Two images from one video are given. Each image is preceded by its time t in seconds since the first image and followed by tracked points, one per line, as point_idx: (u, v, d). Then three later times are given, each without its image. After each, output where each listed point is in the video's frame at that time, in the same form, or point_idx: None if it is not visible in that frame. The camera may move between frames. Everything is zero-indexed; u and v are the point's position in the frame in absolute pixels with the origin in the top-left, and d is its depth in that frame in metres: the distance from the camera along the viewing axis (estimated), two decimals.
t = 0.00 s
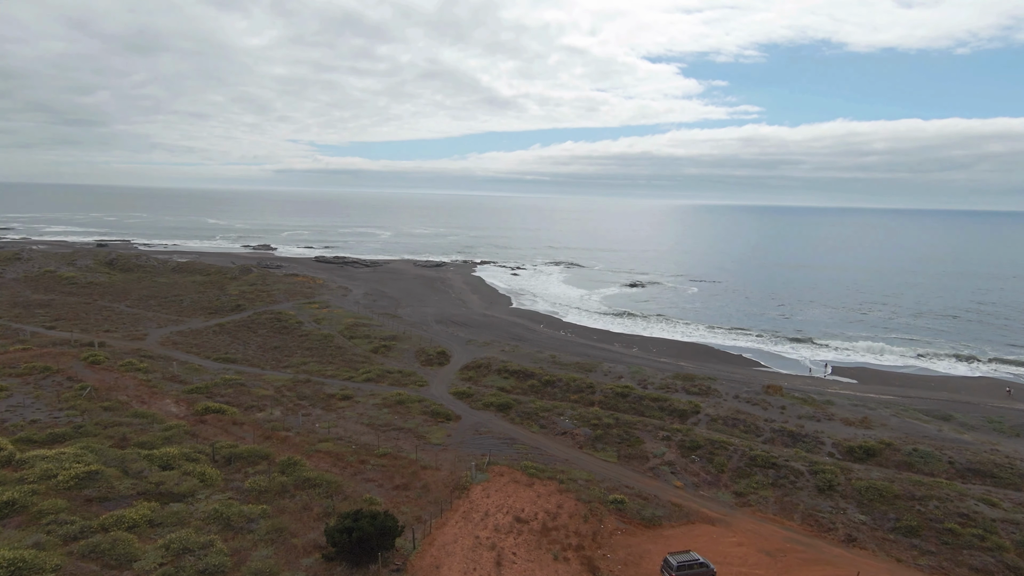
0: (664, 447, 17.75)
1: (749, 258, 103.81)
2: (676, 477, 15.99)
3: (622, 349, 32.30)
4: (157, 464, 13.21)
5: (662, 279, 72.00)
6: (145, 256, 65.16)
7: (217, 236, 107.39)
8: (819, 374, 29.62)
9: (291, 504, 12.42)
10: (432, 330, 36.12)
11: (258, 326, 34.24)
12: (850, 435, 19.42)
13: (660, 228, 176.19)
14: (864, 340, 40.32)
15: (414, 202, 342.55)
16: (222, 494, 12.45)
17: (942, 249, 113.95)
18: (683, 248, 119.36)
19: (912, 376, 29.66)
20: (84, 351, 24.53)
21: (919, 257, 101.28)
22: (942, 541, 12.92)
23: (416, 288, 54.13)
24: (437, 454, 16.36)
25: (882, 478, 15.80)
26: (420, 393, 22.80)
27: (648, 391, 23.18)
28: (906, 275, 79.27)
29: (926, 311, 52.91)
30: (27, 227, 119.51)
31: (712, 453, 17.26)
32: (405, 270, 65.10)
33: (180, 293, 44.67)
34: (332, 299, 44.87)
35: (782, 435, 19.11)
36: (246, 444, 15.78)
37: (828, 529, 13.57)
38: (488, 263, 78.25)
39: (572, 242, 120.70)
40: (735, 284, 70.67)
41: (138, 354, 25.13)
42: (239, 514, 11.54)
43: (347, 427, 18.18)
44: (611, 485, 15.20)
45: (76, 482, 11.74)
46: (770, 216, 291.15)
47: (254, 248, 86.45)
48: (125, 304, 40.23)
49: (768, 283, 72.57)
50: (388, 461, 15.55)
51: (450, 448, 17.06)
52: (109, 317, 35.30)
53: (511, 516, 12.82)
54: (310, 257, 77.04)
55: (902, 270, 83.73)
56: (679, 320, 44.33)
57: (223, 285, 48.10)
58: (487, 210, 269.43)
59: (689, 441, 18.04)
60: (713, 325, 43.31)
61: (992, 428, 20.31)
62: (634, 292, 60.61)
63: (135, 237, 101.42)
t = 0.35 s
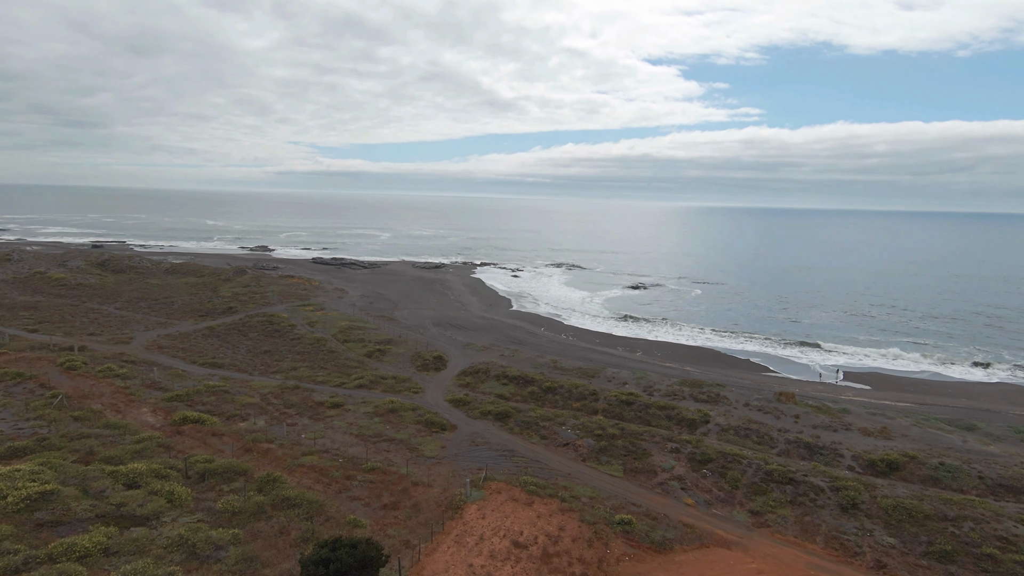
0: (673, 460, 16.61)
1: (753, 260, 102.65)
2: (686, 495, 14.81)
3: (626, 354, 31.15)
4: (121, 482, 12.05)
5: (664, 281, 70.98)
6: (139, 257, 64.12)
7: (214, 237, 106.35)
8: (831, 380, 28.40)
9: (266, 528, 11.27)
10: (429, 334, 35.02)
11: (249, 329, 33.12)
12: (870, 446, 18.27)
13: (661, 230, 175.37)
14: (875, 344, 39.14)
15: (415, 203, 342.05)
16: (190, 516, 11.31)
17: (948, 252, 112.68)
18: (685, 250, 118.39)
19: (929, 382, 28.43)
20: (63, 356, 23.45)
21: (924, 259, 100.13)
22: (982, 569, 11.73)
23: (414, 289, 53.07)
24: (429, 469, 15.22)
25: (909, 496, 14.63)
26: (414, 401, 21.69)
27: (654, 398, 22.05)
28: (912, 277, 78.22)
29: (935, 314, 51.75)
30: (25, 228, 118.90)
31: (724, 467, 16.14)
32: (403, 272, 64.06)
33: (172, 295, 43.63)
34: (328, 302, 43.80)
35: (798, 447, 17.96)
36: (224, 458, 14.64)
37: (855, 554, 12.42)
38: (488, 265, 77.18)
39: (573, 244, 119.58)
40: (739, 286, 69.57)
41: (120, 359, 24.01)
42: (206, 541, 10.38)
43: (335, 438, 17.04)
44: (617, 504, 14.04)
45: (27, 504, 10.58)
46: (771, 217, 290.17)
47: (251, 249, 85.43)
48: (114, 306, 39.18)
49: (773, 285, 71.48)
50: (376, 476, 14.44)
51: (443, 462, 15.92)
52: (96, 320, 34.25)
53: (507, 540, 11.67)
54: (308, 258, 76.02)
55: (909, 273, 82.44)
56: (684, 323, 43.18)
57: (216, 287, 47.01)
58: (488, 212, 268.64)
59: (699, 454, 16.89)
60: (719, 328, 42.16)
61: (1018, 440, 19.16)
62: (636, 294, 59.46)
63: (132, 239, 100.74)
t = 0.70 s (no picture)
0: (684, 474, 15.47)
1: (755, 262, 101.59)
2: (699, 514, 13.66)
3: (629, 358, 30.01)
4: (79, 504, 10.90)
5: (665, 283, 69.89)
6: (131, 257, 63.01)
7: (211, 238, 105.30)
8: (843, 386, 27.20)
9: (236, 556, 10.12)
10: (426, 337, 33.88)
11: (239, 331, 31.98)
12: (892, 458, 17.13)
13: (661, 231, 174.49)
14: (884, 348, 38.00)
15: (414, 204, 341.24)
16: (152, 543, 10.14)
17: (952, 254, 111.49)
18: (686, 252, 117.47)
19: (946, 388, 27.26)
20: (39, 360, 22.30)
21: (928, 261, 99.11)
22: None
23: (411, 291, 51.95)
24: (421, 485, 14.07)
25: (940, 515, 13.49)
26: (407, 409, 20.55)
27: (660, 406, 20.92)
28: (916, 279, 77.17)
29: (944, 317, 50.61)
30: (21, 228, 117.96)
31: (738, 482, 15.00)
32: (401, 273, 63.02)
33: (162, 296, 42.52)
34: (322, 303, 42.69)
35: (815, 460, 16.82)
36: (197, 473, 13.49)
37: None
38: (488, 266, 76.03)
39: (574, 245, 118.40)
40: (742, 288, 68.47)
41: (98, 363, 22.86)
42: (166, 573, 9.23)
43: (320, 450, 15.90)
44: (624, 524, 12.88)
45: None
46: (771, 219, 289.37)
47: (247, 249, 84.34)
48: (101, 307, 38.02)
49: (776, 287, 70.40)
50: (362, 494, 13.30)
51: (436, 476, 14.78)
52: (80, 322, 33.12)
53: (504, 569, 10.53)
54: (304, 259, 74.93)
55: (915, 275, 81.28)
56: (687, 326, 42.07)
57: (208, 288, 45.90)
58: (488, 213, 267.86)
59: (711, 468, 15.73)
60: (723, 331, 41.04)
61: None
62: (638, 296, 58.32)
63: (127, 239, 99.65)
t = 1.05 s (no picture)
0: (695, 490, 14.32)
1: (757, 263, 100.56)
2: (713, 535, 12.51)
3: (632, 361, 28.85)
4: (24, 530, 9.74)
5: (667, 284, 68.79)
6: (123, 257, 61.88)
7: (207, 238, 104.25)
8: (855, 391, 26.05)
9: None
10: (422, 339, 32.72)
11: (227, 334, 30.83)
12: (917, 472, 15.99)
13: (662, 232, 173.54)
14: (894, 351, 36.87)
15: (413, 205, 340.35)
16: None
17: (955, 255, 110.50)
18: (687, 253, 116.52)
19: (963, 393, 26.13)
20: (11, 364, 21.15)
21: (931, 262, 98.16)
22: None
23: (408, 291, 50.85)
24: (410, 503, 12.92)
25: (977, 537, 12.34)
26: (399, 417, 19.40)
27: (667, 414, 19.77)
28: (921, 280, 76.15)
29: (953, 319, 49.46)
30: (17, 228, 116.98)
31: (755, 499, 13.86)
32: (398, 273, 61.92)
33: (152, 297, 41.39)
34: (316, 304, 41.54)
35: (835, 473, 15.68)
36: (165, 491, 12.33)
37: None
38: (487, 267, 74.84)
39: (574, 246, 117.19)
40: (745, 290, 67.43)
41: (74, 368, 21.70)
42: None
43: (303, 464, 14.75)
44: (632, 548, 11.73)
45: None
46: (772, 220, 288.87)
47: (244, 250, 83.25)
48: (87, 309, 36.82)
49: (779, 288, 69.31)
50: (345, 513, 12.15)
51: (427, 493, 13.63)
52: (63, 324, 31.92)
53: None
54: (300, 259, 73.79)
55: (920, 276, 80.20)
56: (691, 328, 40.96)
57: (199, 288, 44.77)
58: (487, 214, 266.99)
59: (724, 483, 14.57)
60: (728, 334, 39.92)
61: None
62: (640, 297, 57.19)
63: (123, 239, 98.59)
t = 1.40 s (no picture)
0: (708, 511, 13.17)
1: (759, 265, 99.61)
2: (730, 563, 11.36)
3: (636, 367, 27.68)
4: None
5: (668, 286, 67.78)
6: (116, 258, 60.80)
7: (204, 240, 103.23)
8: (869, 398, 24.92)
9: None
10: (417, 343, 31.58)
11: (215, 338, 29.67)
12: (946, 489, 14.84)
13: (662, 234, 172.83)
14: (905, 355, 35.77)
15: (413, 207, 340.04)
16: None
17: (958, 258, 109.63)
18: (688, 255, 115.60)
19: (982, 401, 24.95)
20: None
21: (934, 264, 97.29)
22: None
23: (404, 293, 49.73)
24: (396, 528, 11.75)
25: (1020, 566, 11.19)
26: (389, 427, 18.23)
27: (674, 424, 18.61)
28: (925, 283, 75.21)
29: (962, 323, 48.33)
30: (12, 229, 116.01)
31: (774, 521, 12.70)
32: (395, 275, 60.84)
33: (140, 299, 40.22)
34: (309, 307, 40.41)
35: (858, 491, 14.52)
36: (124, 516, 11.13)
37: None
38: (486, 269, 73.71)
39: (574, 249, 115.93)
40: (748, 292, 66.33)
41: (46, 375, 20.51)
42: None
43: (282, 481, 13.56)
44: None
45: None
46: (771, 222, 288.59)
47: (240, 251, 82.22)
48: (71, 311, 35.68)
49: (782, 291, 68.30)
50: (323, 540, 10.98)
51: (415, 514, 12.45)
52: (45, 328, 30.77)
53: None
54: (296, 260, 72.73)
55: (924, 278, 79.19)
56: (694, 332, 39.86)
57: (189, 290, 43.63)
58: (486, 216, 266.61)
59: (739, 503, 13.40)
60: (733, 338, 38.81)
61: None
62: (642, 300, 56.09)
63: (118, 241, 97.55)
